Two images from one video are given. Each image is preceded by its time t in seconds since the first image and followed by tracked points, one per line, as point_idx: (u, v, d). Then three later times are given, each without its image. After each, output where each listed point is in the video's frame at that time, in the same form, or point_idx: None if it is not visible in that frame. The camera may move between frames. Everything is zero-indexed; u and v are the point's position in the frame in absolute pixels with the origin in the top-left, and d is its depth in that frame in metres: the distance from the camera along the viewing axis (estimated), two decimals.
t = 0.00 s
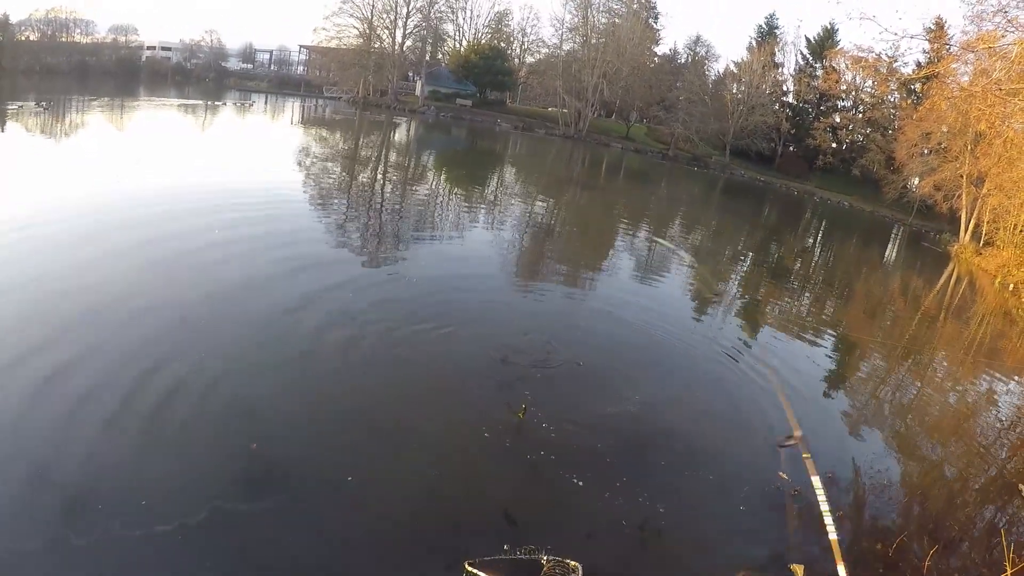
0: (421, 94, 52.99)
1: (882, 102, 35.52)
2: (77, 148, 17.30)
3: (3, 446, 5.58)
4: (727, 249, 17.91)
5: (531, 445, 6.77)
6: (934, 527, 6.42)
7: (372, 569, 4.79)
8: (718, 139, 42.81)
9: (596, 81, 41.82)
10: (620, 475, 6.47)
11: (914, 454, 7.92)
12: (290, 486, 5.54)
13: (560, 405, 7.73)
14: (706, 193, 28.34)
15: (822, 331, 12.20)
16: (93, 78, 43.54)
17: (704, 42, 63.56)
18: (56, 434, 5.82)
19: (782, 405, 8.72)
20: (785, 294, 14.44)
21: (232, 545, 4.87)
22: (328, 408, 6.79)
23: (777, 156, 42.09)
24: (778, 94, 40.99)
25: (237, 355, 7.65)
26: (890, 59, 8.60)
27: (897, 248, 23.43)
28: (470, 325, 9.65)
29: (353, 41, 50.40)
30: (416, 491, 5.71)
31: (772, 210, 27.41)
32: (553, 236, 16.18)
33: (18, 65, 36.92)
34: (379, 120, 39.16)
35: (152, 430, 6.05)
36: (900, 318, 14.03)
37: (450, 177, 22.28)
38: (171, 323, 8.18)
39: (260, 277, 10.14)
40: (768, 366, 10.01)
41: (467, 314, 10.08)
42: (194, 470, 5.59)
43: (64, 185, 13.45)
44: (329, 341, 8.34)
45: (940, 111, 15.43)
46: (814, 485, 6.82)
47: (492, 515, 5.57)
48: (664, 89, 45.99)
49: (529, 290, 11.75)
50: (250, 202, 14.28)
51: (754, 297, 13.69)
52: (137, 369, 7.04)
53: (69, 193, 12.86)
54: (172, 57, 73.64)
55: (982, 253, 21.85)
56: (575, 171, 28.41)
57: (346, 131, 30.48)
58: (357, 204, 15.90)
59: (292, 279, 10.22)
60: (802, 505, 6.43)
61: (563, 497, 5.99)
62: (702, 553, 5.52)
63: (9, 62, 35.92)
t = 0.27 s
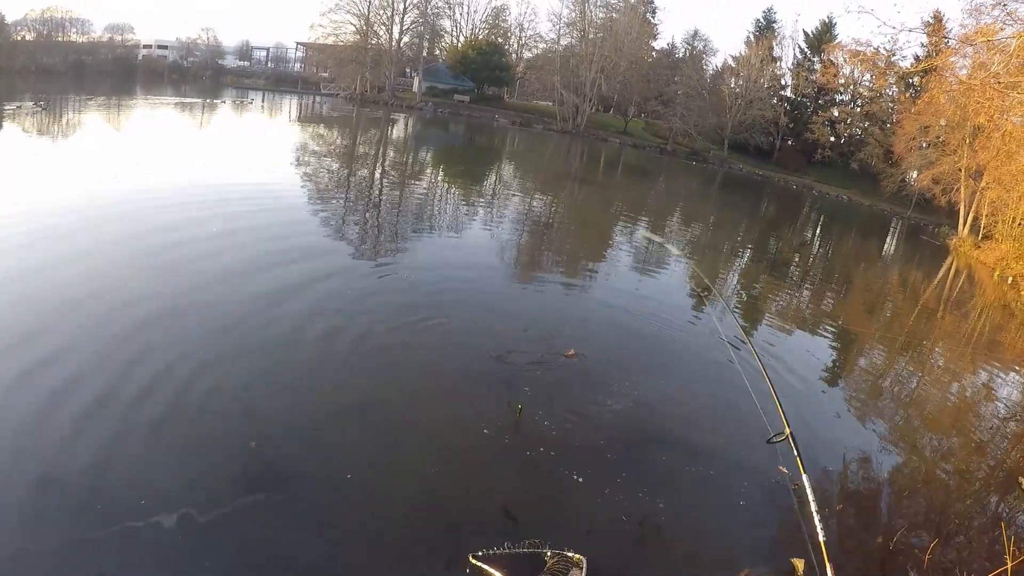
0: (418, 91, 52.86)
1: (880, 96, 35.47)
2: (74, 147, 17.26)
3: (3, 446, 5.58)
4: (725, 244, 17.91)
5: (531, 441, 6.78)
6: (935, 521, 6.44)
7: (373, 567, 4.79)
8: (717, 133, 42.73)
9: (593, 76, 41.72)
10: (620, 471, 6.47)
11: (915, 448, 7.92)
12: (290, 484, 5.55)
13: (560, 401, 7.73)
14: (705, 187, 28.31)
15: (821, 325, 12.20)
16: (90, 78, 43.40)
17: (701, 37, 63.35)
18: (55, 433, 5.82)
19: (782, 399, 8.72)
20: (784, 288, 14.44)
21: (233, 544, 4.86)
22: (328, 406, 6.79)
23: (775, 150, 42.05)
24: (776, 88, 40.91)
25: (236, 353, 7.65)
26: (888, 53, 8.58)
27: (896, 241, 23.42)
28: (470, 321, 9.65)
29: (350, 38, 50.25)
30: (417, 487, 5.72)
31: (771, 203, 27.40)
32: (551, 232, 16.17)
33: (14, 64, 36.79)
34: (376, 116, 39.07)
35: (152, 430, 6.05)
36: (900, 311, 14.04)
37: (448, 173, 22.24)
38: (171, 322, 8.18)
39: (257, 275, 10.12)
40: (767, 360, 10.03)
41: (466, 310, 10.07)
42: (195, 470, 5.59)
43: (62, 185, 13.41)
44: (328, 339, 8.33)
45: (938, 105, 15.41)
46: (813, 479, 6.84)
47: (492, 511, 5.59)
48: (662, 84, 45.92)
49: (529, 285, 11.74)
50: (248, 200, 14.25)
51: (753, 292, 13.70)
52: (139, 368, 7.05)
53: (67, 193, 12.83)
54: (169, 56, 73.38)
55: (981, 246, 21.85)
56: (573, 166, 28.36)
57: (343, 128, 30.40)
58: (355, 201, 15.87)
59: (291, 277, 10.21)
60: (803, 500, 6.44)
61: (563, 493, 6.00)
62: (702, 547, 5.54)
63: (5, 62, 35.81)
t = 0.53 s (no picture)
0: (417, 88, 52.80)
1: (879, 92, 35.44)
2: (74, 145, 17.26)
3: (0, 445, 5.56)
4: (725, 240, 17.91)
5: (531, 439, 6.77)
6: (935, 516, 6.44)
7: (373, 564, 4.79)
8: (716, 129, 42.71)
9: (592, 72, 41.68)
10: (621, 468, 6.48)
11: (914, 443, 7.93)
12: (290, 482, 5.55)
13: (560, 398, 7.73)
14: (704, 184, 28.30)
15: (821, 321, 12.20)
16: (89, 76, 43.35)
17: (700, 33, 63.23)
18: (51, 432, 5.80)
19: (782, 396, 8.73)
20: (784, 284, 14.43)
21: (233, 542, 4.87)
22: (328, 403, 6.79)
23: (774, 146, 42.03)
24: (775, 84, 40.87)
25: (236, 350, 7.66)
26: (887, 49, 8.57)
27: (895, 237, 23.43)
28: (469, 319, 9.64)
29: (349, 35, 50.17)
30: (417, 485, 5.72)
31: (770, 200, 27.38)
32: (551, 229, 16.16)
33: (14, 63, 36.74)
34: (375, 114, 39.02)
35: (153, 428, 6.05)
36: (899, 307, 14.05)
37: (447, 170, 22.23)
38: (171, 319, 8.18)
39: (254, 273, 10.09)
40: (767, 357, 10.02)
41: (466, 307, 10.06)
42: (196, 468, 5.59)
43: (62, 183, 13.41)
44: (328, 336, 8.32)
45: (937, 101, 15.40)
46: (814, 476, 6.84)
47: (491, 509, 5.58)
48: (661, 81, 45.86)
49: (529, 282, 11.75)
50: (248, 197, 14.24)
51: (752, 288, 13.70)
52: (139, 365, 7.05)
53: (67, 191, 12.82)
54: (168, 54, 73.30)
55: (980, 242, 21.85)
56: (572, 163, 28.35)
57: (343, 126, 30.38)
58: (354, 198, 15.86)
59: (291, 275, 10.20)
60: (803, 496, 6.44)
61: (564, 490, 6.00)
62: (702, 545, 5.53)
63: (5, 61, 35.78)
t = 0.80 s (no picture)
0: (419, 87, 52.78)
1: (881, 93, 35.39)
2: (76, 143, 17.27)
3: None
4: (725, 241, 17.90)
5: (530, 439, 6.75)
6: (935, 519, 6.42)
7: (370, 563, 4.78)
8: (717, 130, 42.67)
9: (594, 72, 41.64)
10: (620, 469, 6.46)
11: (914, 447, 7.91)
12: (288, 480, 5.53)
13: (560, 398, 7.71)
14: (706, 184, 28.30)
15: (821, 323, 12.19)
16: (91, 73, 43.34)
17: (702, 34, 63.15)
18: (48, 429, 5.78)
19: (782, 397, 8.72)
20: (784, 286, 14.41)
21: (230, 540, 4.86)
22: (327, 402, 6.78)
23: (776, 147, 42.00)
24: (777, 85, 40.82)
25: (236, 348, 7.65)
26: (889, 50, 8.55)
27: (896, 239, 23.41)
28: (470, 318, 9.63)
29: (351, 34, 50.15)
30: (415, 485, 5.71)
31: (772, 201, 27.32)
32: (552, 229, 16.16)
33: (15, 60, 36.71)
34: (377, 113, 39.01)
35: (151, 425, 6.05)
36: (900, 309, 14.03)
37: (448, 169, 22.22)
38: (172, 317, 8.19)
39: (254, 271, 10.07)
40: (767, 359, 10.00)
41: (466, 307, 10.05)
42: (194, 466, 5.58)
43: (63, 180, 13.41)
44: (328, 335, 8.31)
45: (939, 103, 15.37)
46: (814, 478, 6.82)
47: (490, 509, 5.56)
48: (662, 81, 45.80)
49: (529, 282, 11.73)
50: (249, 195, 14.25)
51: (753, 289, 13.69)
52: (138, 363, 7.05)
53: (68, 188, 12.83)
54: (170, 52, 73.31)
55: (981, 245, 21.82)
56: (573, 163, 28.34)
57: (344, 124, 30.37)
58: (355, 197, 15.85)
59: (292, 273, 10.20)
60: (802, 498, 6.43)
61: (563, 490, 5.99)
62: (703, 546, 5.52)
63: (7, 58, 35.78)
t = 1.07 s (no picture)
0: (417, 88, 52.73)
1: (881, 87, 35.25)
2: (76, 148, 17.28)
3: None
4: (727, 237, 17.85)
5: (532, 438, 6.72)
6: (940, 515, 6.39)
7: (373, 564, 4.76)
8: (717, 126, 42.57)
9: (592, 70, 41.56)
10: (623, 466, 6.44)
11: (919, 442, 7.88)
12: (290, 482, 5.51)
13: (562, 396, 7.69)
14: (706, 181, 28.22)
15: (824, 319, 12.14)
16: (90, 79, 43.35)
17: (701, 30, 62.99)
18: (49, 433, 5.77)
19: (785, 394, 8.69)
20: (786, 282, 14.38)
21: (232, 542, 4.84)
22: (328, 403, 6.76)
23: (776, 143, 41.89)
24: (776, 81, 40.70)
25: (237, 350, 7.64)
26: (889, 44, 8.50)
27: (898, 234, 23.34)
28: (471, 318, 9.61)
29: (349, 35, 50.09)
30: (418, 485, 5.69)
31: (773, 197, 27.26)
32: (553, 227, 16.13)
33: (14, 68, 36.72)
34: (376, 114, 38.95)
35: (153, 428, 6.04)
36: (903, 305, 13.98)
37: (448, 169, 22.19)
38: (172, 319, 8.19)
39: (253, 273, 10.06)
40: (770, 355, 9.97)
41: (467, 307, 10.03)
42: (195, 468, 5.57)
43: (63, 185, 13.41)
44: (329, 337, 8.29)
45: (939, 96, 15.29)
46: (818, 474, 6.80)
47: (493, 508, 5.54)
48: (661, 78, 45.69)
49: (529, 282, 11.70)
50: (248, 198, 14.23)
51: (755, 286, 13.64)
52: (139, 365, 7.05)
53: (68, 193, 12.83)
54: (169, 57, 73.32)
55: (984, 238, 21.73)
56: (574, 161, 28.29)
57: (343, 126, 30.35)
58: (354, 199, 15.82)
59: (292, 275, 10.18)
60: (806, 495, 6.41)
61: (566, 489, 5.97)
62: (707, 543, 5.50)
63: (5, 65, 35.77)
